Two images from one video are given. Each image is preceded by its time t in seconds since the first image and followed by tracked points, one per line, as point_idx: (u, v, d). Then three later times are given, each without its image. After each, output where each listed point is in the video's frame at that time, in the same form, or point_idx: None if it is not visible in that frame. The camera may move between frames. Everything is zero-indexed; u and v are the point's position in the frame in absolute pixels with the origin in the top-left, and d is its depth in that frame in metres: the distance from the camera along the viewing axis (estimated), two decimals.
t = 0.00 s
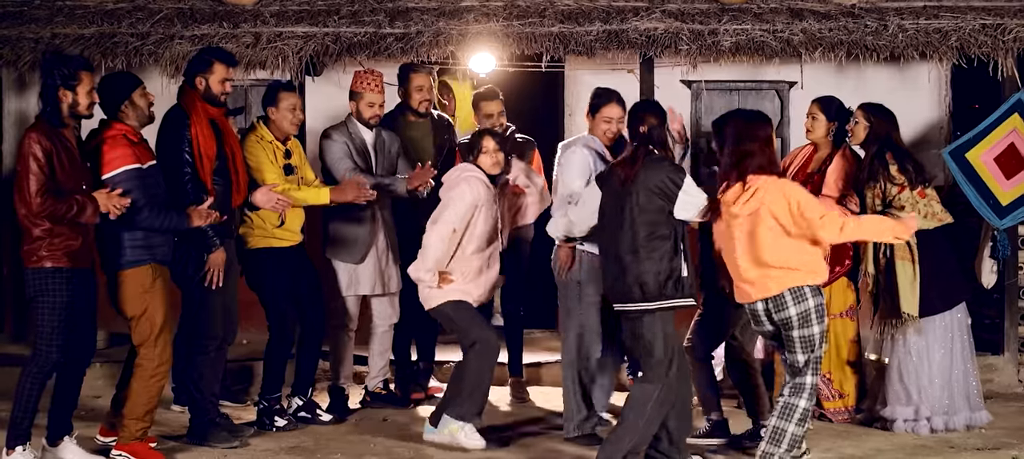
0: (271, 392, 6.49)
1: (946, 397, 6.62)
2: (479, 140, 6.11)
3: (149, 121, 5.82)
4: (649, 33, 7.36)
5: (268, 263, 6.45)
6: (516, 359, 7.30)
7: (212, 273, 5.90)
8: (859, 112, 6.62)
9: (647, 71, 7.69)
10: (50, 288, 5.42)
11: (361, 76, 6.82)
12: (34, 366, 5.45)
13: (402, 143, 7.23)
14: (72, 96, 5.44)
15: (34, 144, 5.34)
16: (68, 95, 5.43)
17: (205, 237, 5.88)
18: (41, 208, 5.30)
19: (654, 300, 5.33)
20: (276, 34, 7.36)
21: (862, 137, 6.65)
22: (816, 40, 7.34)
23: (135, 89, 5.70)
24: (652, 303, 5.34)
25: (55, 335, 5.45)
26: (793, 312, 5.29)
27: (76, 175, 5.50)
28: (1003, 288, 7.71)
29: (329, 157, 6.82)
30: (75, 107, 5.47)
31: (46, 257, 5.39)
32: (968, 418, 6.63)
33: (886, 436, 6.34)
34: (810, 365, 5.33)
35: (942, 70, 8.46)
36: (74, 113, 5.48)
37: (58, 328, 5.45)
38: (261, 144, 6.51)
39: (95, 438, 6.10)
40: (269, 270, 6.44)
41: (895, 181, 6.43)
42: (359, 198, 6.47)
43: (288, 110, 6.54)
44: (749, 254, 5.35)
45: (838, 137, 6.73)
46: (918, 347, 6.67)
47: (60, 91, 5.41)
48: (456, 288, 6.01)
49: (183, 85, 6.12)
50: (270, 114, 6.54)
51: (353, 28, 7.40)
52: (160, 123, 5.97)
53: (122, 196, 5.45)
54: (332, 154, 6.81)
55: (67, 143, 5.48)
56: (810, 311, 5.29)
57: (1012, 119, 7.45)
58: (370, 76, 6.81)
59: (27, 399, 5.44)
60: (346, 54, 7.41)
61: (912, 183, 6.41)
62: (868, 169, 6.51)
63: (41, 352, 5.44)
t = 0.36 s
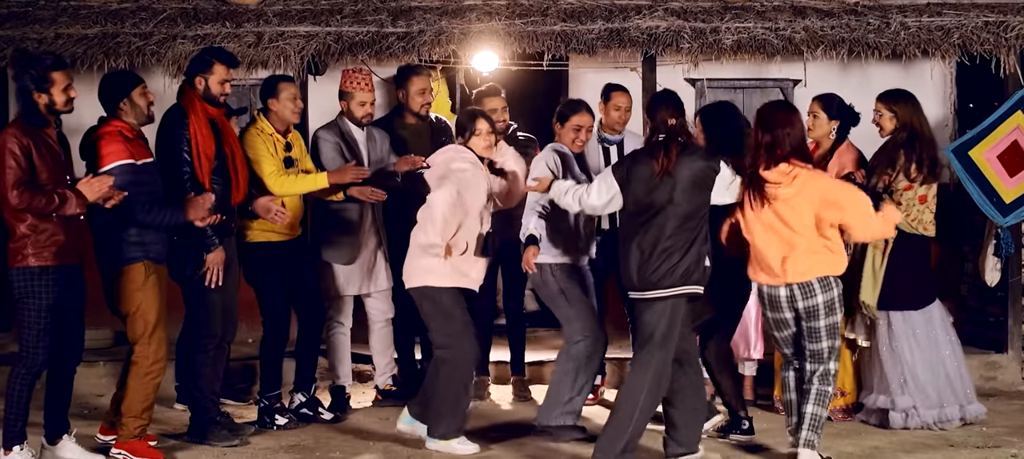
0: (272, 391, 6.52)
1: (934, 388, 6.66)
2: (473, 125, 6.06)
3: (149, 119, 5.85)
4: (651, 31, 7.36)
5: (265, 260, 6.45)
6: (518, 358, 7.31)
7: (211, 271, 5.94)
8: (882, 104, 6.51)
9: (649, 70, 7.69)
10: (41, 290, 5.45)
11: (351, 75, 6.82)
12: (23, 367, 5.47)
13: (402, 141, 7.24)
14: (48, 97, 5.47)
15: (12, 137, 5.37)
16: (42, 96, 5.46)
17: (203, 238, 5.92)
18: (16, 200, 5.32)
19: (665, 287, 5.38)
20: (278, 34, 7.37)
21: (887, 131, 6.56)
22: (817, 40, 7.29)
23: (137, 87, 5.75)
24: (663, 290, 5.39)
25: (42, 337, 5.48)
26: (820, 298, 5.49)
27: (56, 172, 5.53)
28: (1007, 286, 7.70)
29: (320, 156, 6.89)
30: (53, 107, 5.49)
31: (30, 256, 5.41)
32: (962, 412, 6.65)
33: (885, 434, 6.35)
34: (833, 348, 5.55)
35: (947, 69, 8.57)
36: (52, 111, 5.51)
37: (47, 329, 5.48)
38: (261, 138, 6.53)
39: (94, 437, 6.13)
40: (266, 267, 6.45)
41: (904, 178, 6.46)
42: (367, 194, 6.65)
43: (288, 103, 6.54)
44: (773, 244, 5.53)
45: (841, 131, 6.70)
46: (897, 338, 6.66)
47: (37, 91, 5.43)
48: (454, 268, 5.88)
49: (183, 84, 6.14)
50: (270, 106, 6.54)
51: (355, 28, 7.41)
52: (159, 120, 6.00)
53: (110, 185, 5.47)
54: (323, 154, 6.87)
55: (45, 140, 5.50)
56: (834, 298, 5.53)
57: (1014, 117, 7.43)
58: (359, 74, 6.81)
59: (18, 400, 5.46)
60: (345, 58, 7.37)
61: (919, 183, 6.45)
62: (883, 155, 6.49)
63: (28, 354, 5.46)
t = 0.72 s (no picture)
0: (271, 389, 6.52)
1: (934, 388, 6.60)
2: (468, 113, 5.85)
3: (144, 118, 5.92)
4: (651, 29, 7.35)
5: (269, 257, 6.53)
6: (518, 355, 7.32)
7: (209, 269, 5.96)
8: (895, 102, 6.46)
9: (650, 67, 7.69)
10: (29, 288, 5.53)
11: (355, 72, 6.80)
12: (11, 365, 5.55)
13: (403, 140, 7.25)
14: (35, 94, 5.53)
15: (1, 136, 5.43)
16: (31, 94, 5.52)
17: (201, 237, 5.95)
18: None
19: (696, 297, 5.54)
20: (280, 33, 7.38)
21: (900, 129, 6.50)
22: (818, 37, 7.28)
23: (133, 84, 5.82)
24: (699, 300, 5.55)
25: (29, 335, 5.57)
26: (822, 281, 5.91)
27: (41, 170, 5.60)
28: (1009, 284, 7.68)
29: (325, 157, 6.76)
30: (39, 104, 5.56)
31: (16, 255, 5.47)
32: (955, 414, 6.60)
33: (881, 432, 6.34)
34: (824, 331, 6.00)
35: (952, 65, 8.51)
36: (41, 108, 5.58)
37: (32, 325, 5.57)
38: (265, 140, 6.57)
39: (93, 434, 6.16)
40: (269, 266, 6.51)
41: (928, 174, 6.41)
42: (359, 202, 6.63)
43: (294, 103, 6.57)
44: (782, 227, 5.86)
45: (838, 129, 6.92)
46: (897, 338, 6.65)
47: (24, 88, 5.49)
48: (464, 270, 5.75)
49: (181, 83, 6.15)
50: (277, 108, 6.57)
51: (356, 26, 7.42)
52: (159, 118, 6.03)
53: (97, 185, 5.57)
54: (328, 154, 6.75)
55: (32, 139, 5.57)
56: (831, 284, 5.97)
57: (1018, 113, 7.40)
58: (364, 71, 6.79)
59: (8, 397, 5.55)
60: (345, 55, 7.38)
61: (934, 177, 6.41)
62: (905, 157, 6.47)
63: (16, 351, 5.55)
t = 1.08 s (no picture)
0: (272, 387, 6.51)
1: (932, 385, 6.55)
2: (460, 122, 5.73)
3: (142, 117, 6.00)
4: (652, 26, 7.35)
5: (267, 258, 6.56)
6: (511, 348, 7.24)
7: (208, 266, 5.99)
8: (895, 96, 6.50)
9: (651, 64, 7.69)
10: (30, 284, 5.56)
11: (359, 67, 6.76)
12: (12, 360, 5.57)
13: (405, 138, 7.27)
14: (43, 95, 5.59)
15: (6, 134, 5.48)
16: (37, 96, 5.59)
17: (199, 232, 5.96)
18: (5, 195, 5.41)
19: (734, 277, 5.64)
20: (282, 31, 7.39)
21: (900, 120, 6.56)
22: (819, 34, 7.28)
23: (137, 84, 5.92)
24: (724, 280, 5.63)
25: (30, 330, 5.59)
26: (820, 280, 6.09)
27: (44, 170, 5.65)
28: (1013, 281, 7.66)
29: (336, 159, 6.70)
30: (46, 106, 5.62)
31: (19, 251, 5.52)
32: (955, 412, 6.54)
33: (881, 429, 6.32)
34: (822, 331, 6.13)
35: (956, 61, 8.48)
36: (46, 110, 5.64)
37: (34, 321, 5.59)
38: (272, 143, 6.55)
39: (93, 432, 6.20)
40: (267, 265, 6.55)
41: (924, 159, 6.39)
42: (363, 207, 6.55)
43: (304, 111, 6.58)
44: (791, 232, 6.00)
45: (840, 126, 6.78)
46: (895, 333, 6.62)
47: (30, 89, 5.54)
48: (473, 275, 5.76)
49: (181, 81, 6.17)
50: (286, 115, 6.59)
51: (358, 24, 7.44)
52: (158, 115, 6.05)
53: (91, 186, 5.68)
54: (339, 156, 6.68)
55: (37, 139, 5.62)
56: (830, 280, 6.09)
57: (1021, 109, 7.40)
58: (366, 67, 6.76)
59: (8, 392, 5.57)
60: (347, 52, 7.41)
61: (935, 164, 6.38)
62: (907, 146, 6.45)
63: (16, 346, 5.57)
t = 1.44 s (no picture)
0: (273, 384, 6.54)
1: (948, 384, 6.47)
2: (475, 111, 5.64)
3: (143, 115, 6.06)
4: (655, 23, 7.35)
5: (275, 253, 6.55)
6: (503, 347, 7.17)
7: (210, 265, 6.02)
8: (878, 93, 6.47)
9: (654, 61, 7.69)
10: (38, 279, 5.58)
11: (369, 64, 6.74)
12: (20, 354, 5.60)
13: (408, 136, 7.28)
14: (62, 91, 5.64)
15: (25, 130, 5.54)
16: (55, 90, 5.63)
17: (200, 229, 5.98)
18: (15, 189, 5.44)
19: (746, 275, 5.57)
20: (286, 30, 7.43)
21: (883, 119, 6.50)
22: (822, 31, 7.27)
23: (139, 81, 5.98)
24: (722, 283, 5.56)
25: (40, 324, 5.61)
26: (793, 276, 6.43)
27: (59, 164, 5.70)
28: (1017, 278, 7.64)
29: (343, 150, 6.74)
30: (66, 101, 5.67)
31: (28, 245, 5.55)
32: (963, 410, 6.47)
33: (881, 426, 6.31)
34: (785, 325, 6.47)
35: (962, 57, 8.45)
36: (66, 106, 5.69)
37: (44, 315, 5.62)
38: (282, 127, 6.50)
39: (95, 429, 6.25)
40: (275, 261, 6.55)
41: (920, 158, 6.37)
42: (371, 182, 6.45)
43: (316, 98, 6.54)
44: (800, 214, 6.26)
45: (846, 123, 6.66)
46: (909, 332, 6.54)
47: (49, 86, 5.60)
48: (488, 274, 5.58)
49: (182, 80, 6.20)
50: (297, 100, 6.54)
51: (362, 22, 7.45)
52: (158, 114, 6.08)
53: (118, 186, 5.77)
54: (347, 148, 6.72)
55: (55, 133, 5.67)
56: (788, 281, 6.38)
57: None
58: (376, 63, 6.73)
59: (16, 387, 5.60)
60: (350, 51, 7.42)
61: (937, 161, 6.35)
62: (895, 148, 6.46)
63: (25, 340, 5.60)
